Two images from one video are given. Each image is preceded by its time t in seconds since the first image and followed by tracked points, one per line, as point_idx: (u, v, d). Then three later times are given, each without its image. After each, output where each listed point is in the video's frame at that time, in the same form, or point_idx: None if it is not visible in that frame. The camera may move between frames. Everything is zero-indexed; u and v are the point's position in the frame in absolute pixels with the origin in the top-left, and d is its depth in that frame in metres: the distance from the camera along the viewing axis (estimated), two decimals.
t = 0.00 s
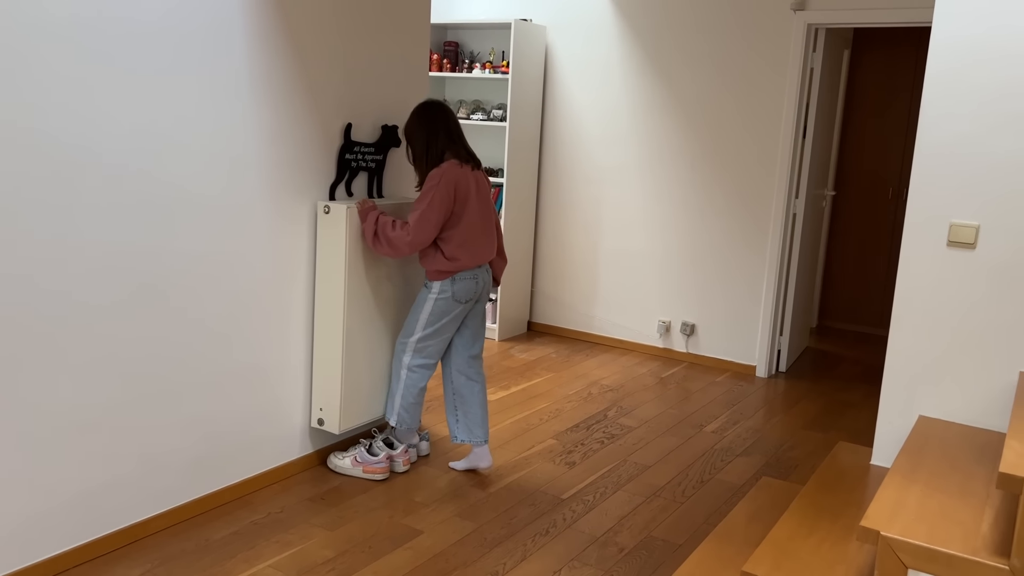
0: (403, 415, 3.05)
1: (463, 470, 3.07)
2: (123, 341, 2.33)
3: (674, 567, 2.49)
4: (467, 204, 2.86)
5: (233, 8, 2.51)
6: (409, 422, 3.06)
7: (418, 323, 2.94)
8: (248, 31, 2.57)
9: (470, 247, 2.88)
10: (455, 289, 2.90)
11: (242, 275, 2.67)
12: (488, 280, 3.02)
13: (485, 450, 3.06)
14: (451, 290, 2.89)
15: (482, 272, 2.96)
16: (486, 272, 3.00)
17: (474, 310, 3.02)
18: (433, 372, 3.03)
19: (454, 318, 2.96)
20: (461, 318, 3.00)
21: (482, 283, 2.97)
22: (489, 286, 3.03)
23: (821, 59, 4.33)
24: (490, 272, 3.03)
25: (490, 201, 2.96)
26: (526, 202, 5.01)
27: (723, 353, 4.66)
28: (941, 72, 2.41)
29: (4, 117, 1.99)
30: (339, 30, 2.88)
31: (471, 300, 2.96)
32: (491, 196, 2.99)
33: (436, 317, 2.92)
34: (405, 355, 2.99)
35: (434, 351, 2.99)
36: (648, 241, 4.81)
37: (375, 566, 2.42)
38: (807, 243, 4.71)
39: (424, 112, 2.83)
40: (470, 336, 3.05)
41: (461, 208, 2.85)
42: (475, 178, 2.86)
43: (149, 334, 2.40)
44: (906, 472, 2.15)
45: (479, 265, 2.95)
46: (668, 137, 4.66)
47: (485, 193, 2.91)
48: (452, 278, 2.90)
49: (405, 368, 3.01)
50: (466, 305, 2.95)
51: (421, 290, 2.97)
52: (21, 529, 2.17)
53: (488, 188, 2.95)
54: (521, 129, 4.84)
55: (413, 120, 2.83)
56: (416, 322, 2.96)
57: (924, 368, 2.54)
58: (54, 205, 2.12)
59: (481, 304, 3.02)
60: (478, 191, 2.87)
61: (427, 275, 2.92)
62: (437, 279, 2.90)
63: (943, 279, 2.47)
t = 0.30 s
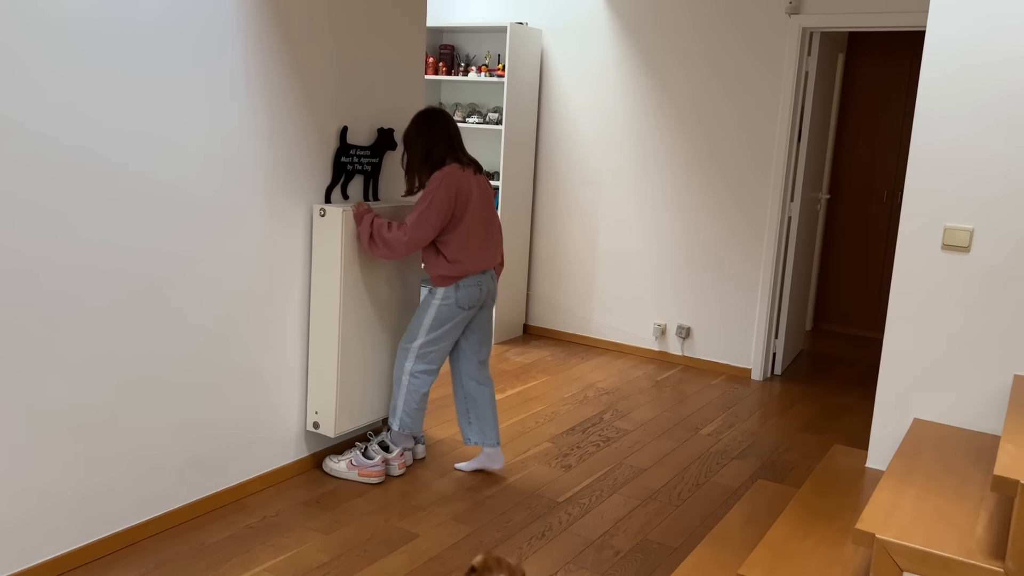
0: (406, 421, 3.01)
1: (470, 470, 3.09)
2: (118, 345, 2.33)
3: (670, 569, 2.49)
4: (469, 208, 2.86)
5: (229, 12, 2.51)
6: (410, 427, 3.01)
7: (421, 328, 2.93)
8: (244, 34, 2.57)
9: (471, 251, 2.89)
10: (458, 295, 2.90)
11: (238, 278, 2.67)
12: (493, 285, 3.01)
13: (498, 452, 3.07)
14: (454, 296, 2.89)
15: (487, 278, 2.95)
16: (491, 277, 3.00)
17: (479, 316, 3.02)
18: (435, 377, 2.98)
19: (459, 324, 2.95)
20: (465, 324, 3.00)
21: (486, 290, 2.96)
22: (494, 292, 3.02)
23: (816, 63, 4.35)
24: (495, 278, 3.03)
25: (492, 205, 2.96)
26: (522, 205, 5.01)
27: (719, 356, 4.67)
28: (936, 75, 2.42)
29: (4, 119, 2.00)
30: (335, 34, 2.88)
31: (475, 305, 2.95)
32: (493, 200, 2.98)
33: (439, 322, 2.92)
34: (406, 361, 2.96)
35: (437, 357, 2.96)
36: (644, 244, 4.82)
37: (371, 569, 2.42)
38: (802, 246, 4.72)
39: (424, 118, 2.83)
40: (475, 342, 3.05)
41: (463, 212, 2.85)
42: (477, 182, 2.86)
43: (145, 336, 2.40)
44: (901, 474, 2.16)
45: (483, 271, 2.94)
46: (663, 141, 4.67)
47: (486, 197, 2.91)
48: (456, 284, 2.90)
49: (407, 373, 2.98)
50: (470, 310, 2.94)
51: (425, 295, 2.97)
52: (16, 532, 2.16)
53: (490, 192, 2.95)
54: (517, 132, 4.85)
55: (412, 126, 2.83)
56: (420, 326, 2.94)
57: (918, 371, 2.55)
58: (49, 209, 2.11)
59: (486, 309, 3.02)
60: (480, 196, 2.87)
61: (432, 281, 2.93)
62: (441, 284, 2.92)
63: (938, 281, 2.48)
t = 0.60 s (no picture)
0: (421, 416, 3.01)
1: (466, 475, 3.09)
2: (114, 348, 2.33)
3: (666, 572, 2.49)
4: (483, 213, 2.81)
5: (226, 15, 2.52)
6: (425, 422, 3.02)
7: (438, 330, 2.90)
8: (240, 36, 2.57)
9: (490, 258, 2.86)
10: (482, 302, 2.87)
11: (234, 280, 2.67)
12: (515, 294, 2.98)
13: (496, 464, 3.05)
14: (478, 303, 2.86)
15: (509, 285, 2.93)
16: (512, 284, 2.96)
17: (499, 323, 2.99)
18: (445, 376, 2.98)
19: (478, 329, 2.93)
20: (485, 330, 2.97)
21: (508, 297, 2.94)
22: (516, 301, 3.00)
23: (812, 66, 4.36)
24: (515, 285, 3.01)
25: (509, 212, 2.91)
26: (518, 207, 5.02)
27: (714, 359, 4.67)
28: (930, 80, 2.43)
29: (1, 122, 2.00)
30: (331, 37, 2.88)
31: (497, 312, 2.93)
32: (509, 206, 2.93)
33: (458, 326, 2.89)
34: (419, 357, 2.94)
35: (449, 356, 2.96)
36: (640, 246, 4.82)
37: (366, 572, 2.42)
38: (798, 248, 4.72)
39: (438, 130, 2.80)
40: (493, 350, 3.03)
41: (478, 216, 2.81)
42: (492, 190, 2.82)
43: (141, 339, 2.39)
44: (897, 477, 2.17)
45: (505, 278, 2.92)
46: (659, 143, 4.67)
47: (501, 204, 2.87)
48: (480, 291, 2.87)
49: (418, 368, 2.96)
50: (490, 317, 2.91)
51: (446, 298, 2.93)
52: (11, 536, 2.15)
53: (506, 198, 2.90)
54: (513, 135, 4.85)
55: (427, 136, 2.80)
56: (436, 324, 2.92)
57: (914, 374, 2.55)
58: (44, 211, 2.11)
59: (506, 316, 3.00)
60: (495, 202, 2.83)
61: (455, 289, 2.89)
62: (466, 291, 2.87)
63: (932, 285, 2.49)
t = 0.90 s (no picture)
0: (451, 430, 2.88)
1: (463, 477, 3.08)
2: (111, 350, 2.32)
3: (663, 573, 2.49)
4: (485, 211, 2.74)
5: (223, 16, 2.52)
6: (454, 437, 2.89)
7: (451, 337, 2.81)
8: (238, 38, 2.57)
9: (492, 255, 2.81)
10: (490, 300, 2.80)
11: (231, 281, 2.66)
12: (520, 288, 2.92)
13: (496, 465, 3.04)
14: (487, 301, 2.79)
15: (515, 281, 2.87)
16: (517, 279, 2.90)
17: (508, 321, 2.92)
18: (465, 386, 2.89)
19: (490, 330, 2.85)
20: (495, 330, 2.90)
21: (514, 294, 2.88)
22: (521, 296, 2.93)
23: (809, 67, 4.37)
24: (522, 282, 2.94)
25: (511, 209, 2.84)
26: (515, 209, 5.02)
27: (712, 360, 4.67)
28: (926, 82, 2.44)
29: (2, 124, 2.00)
30: (329, 38, 2.88)
31: (506, 310, 2.86)
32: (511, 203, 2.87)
33: (471, 329, 2.81)
34: (438, 371, 2.85)
35: (468, 364, 2.87)
36: (637, 247, 4.82)
37: (362, 574, 2.41)
38: (796, 249, 4.73)
39: (441, 129, 2.76)
40: (502, 350, 2.97)
41: (480, 215, 2.74)
42: (493, 189, 2.77)
43: (138, 340, 2.39)
44: (893, 479, 2.17)
45: (511, 275, 2.85)
46: (657, 145, 4.67)
47: (502, 201, 2.80)
48: (488, 288, 2.80)
49: (438, 381, 2.85)
50: (501, 316, 2.85)
51: (453, 302, 2.85)
52: (8, 537, 2.15)
53: (507, 195, 2.83)
54: (510, 136, 4.86)
55: (428, 136, 2.75)
56: (450, 332, 2.82)
57: (911, 375, 2.55)
58: (42, 212, 2.11)
59: (514, 313, 2.93)
60: (496, 200, 2.77)
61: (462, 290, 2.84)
62: (472, 291, 2.81)
63: (928, 286, 2.49)
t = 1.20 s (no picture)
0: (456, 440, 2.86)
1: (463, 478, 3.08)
2: (109, 351, 2.32)
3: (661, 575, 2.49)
4: (484, 211, 2.74)
5: (222, 17, 2.52)
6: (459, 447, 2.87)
7: (460, 342, 2.82)
8: (237, 38, 2.57)
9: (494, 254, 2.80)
10: (495, 298, 2.80)
11: (230, 281, 2.66)
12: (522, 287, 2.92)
13: (493, 468, 3.03)
14: (492, 300, 2.79)
15: (518, 279, 2.87)
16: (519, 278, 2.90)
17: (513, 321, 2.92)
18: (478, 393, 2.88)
19: (497, 331, 2.85)
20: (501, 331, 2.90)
21: (518, 293, 2.88)
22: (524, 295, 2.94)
23: (807, 69, 4.37)
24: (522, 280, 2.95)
25: (507, 207, 2.85)
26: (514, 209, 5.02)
27: (710, 361, 4.68)
28: (925, 83, 2.44)
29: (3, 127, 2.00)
30: (327, 39, 2.88)
31: (511, 310, 2.86)
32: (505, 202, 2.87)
33: (478, 332, 2.81)
34: (450, 380, 2.84)
35: (480, 369, 2.86)
36: (635, 248, 4.82)
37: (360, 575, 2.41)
38: (794, 250, 4.73)
39: (431, 130, 2.73)
40: (508, 351, 2.97)
41: (479, 215, 2.74)
42: (489, 189, 2.77)
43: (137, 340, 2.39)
44: (891, 480, 2.17)
45: (513, 273, 2.86)
46: (655, 146, 4.68)
47: (499, 201, 2.80)
48: (492, 287, 2.80)
49: (451, 392, 2.84)
50: (507, 315, 2.84)
51: (458, 308, 2.85)
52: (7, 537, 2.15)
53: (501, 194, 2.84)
54: (509, 137, 4.86)
55: (418, 139, 2.72)
56: (458, 338, 2.82)
57: (909, 376, 2.56)
58: (41, 213, 2.11)
59: (518, 313, 2.93)
60: (493, 200, 2.77)
61: (466, 291, 2.83)
62: (477, 291, 2.81)
63: (926, 288, 2.49)
